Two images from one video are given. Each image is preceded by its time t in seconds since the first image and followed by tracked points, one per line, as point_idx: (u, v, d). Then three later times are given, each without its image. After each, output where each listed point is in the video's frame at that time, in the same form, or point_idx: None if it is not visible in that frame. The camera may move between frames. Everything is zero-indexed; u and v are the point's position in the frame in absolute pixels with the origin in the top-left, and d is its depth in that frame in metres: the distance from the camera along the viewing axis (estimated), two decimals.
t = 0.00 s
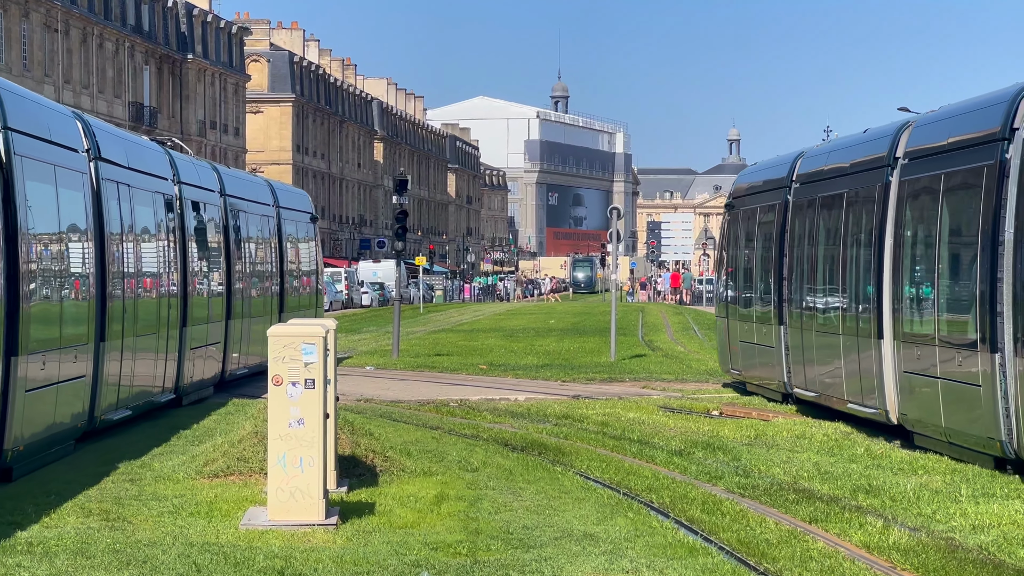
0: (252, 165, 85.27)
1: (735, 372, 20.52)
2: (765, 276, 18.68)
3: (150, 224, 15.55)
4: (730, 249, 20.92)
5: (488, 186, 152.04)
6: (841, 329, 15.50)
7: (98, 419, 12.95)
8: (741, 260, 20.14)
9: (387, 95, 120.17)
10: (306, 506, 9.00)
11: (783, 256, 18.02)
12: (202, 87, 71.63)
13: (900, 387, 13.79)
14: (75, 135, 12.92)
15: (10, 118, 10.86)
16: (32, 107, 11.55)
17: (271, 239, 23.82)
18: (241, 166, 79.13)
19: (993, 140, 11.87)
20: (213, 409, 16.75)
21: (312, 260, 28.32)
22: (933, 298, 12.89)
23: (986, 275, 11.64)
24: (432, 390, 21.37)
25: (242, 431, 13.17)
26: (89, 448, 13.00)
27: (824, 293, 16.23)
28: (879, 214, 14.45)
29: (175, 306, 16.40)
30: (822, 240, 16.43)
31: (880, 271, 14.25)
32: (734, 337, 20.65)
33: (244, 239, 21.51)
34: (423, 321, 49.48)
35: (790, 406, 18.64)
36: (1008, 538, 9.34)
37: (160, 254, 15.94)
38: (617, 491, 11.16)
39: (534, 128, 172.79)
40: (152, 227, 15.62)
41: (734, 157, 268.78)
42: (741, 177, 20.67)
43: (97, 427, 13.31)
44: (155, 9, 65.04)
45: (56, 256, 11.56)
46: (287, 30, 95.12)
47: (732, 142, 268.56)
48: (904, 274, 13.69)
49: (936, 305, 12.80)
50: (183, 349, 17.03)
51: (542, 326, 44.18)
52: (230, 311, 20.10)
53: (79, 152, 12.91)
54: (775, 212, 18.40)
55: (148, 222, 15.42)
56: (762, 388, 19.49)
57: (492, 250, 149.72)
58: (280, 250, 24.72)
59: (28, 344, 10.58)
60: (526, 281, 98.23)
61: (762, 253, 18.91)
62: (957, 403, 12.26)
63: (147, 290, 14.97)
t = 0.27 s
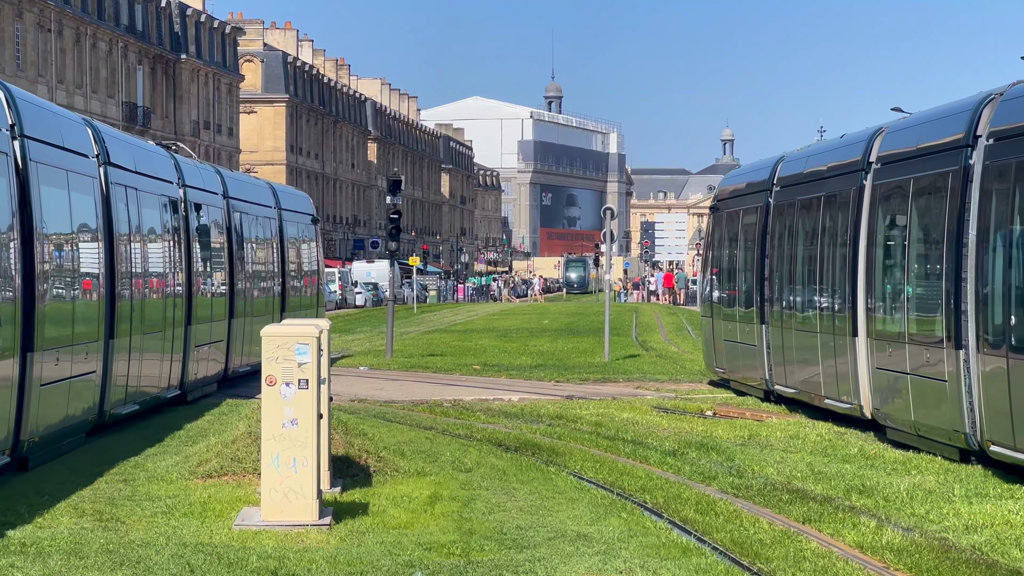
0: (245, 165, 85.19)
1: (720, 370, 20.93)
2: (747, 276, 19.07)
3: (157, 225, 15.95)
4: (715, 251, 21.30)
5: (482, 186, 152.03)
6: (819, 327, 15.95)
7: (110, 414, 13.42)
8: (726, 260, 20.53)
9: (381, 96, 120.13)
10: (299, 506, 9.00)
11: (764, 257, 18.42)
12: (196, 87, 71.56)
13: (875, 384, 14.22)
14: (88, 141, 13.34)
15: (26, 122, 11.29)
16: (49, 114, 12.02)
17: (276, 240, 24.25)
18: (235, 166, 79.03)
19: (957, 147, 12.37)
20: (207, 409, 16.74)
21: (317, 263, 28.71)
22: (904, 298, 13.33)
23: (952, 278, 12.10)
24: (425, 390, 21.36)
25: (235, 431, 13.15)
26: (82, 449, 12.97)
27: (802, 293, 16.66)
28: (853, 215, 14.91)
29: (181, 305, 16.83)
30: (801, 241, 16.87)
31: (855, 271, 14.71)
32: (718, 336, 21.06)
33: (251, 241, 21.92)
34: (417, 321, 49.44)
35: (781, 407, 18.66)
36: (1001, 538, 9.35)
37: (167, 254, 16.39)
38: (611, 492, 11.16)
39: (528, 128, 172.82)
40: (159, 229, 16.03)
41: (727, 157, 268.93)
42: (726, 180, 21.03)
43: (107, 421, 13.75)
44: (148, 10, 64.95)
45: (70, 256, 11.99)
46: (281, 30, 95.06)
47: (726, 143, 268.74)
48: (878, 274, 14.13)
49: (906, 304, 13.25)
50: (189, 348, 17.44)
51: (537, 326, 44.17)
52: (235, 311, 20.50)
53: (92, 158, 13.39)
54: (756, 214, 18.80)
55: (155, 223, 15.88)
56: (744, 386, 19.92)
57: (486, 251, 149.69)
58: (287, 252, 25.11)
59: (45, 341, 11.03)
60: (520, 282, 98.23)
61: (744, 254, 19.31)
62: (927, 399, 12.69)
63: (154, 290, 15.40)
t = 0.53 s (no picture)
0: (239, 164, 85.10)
1: (704, 366, 21.49)
2: (730, 274, 19.58)
3: (162, 226, 16.74)
4: (696, 249, 21.87)
5: (476, 185, 152.00)
6: (800, 324, 16.55)
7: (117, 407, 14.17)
8: (709, 258, 21.04)
9: (375, 95, 120.08)
10: (293, 505, 8.99)
11: (745, 256, 19.01)
12: (189, 86, 71.46)
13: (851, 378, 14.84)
14: (96, 146, 14.14)
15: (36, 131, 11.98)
16: (61, 124, 12.81)
17: (276, 241, 24.86)
18: (229, 165, 78.95)
19: (927, 152, 13.00)
20: (201, 408, 16.74)
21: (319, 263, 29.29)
22: (876, 296, 13.97)
23: (919, 277, 12.77)
24: (420, 390, 21.35)
25: (229, 430, 13.14)
26: (75, 448, 12.95)
27: (782, 292, 17.27)
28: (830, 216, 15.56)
29: (184, 303, 17.56)
30: (780, 241, 17.49)
31: (832, 269, 15.35)
32: (701, 332, 21.62)
33: (251, 241, 22.63)
34: (411, 320, 49.40)
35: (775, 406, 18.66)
36: (995, 537, 9.36)
37: (171, 254, 17.14)
38: (604, 490, 11.18)
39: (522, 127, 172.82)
40: (164, 229, 16.82)
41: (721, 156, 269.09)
42: (711, 182, 21.54)
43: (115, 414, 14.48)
44: (142, 8, 64.88)
45: (76, 258, 12.71)
46: (275, 29, 95.00)
47: (720, 142, 268.95)
48: (852, 273, 14.79)
49: (879, 301, 13.86)
50: (192, 345, 18.23)
51: (531, 325, 44.16)
52: (235, 309, 21.19)
53: (100, 161, 14.15)
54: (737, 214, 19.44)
55: (160, 224, 16.62)
56: (727, 380, 20.49)
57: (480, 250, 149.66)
58: (287, 252, 25.68)
59: (57, 338, 11.84)
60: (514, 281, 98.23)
61: (727, 252, 19.91)
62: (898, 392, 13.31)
63: (159, 288, 16.20)
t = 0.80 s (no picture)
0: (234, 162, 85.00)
1: (689, 361, 22.04)
2: (716, 272, 20.08)
3: (168, 226, 17.30)
4: (685, 246, 22.38)
5: (470, 183, 151.94)
6: (781, 320, 17.04)
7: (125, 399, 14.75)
8: (697, 255, 21.45)
9: (369, 93, 119.99)
10: (287, 503, 8.99)
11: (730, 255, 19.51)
12: (183, 84, 71.36)
13: (830, 372, 15.35)
14: (105, 149, 14.70)
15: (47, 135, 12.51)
16: (72, 129, 13.41)
17: (279, 242, 25.38)
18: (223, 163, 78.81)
19: (898, 154, 13.48)
20: (195, 406, 16.73)
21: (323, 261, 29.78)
22: (853, 293, 14.49)
23: (891, 275, 13.28)
24: (414, 388, 21.33)
25: (223, 428, 13.12)
26: (69, 445, 12.91)
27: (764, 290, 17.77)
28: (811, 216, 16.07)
29: (189, 300, 18.14)
30: (763, 240, 18.00)
31: (812, 267, 15.88)
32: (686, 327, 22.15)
33: (255, 241, 23.20)
34: (406, 318, 49.37)
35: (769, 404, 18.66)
36: (989, 535, 9.37)
37: (177, 252, 17.71)
38: (598, 488, 11.18)
39: (516, 125, 172.80)
40: (169, 229, 17.37)
41: (715, 155, 269.14)
42: (697, 182, 22.07)
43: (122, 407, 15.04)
44: (136, 6, 64.74)
45: (86, 256, 13.25)
46: (269, 27, 94.89)
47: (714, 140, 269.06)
48: (830, 271, 15.31)
49: (856, 299, 14.34)
50: (195, 342, 18.75)
51: (525, 323, 44.18)
52: (237, 307, 21.73)
53: (110, 164, 14.75)
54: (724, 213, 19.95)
55: (166, 224, 17.17)
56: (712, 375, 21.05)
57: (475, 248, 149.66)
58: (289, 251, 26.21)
59: (70, 333, 12.43)
60: (508, 280, 98.24)
61: (713, 251, 20.43)
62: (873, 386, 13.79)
63: (165, 286, 16.76)
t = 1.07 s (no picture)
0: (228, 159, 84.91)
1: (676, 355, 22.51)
2: (700, 269, 20.55)
3: (174, 224, 17.68)
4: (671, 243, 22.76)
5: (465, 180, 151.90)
6: (761, 315, 17.47)
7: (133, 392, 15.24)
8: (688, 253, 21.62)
9: (364, 90, 119.93)
10: (282, 500, 8.99)
11: (714, 252, 19.98)
12: (178, 81, 71.27)
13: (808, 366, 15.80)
14: (113, 150, 15.12)
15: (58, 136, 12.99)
16: (81, 130, 13.89)
17: (281, 240, 25.68)
18: (218, 160, 78.71)
19: (871, 155, 13.98)
20: (190, 403, 16.73)
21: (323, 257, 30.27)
22: (831, 290, 14.93)
23: (865, 272, 13.78)
24: (409, 385, 21.32)
25: (218, 425, 13.11)
26: (64, 442, 12.89)
27: (745, 287, 18.24)
28: (790, 214, 16.52)
29: (195, 297, 18.52)
30: (745, 237, 18.43)
31: (791, 264, 16.34)
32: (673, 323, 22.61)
33: (258, 238, 23.56)
34: (401, 315, 49.37)
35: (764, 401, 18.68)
36: (983, 532, 9.38)
37: (182, 249, 18.08)
38: (593, 486, 11.18)
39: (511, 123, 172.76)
40: (176, 227, 17.75)
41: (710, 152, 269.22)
42: (683, 181, 22.58)
43: (129, 399, 15.46)
44: (131, 3, 64.62)
45: (96, 251, 13.75)
46: (264, 24, 94.80)
47: (709, 138, 269.22)
48: (811, 268, 15.71)
49: (834, 296, 14.79)
50: (200, 337, 19.14)
51: (520, 320, 44.19)
52: (242, 303, 22.07)
53: (117, 164, 15.14)
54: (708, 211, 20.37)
55: (172, 222, 17.56)
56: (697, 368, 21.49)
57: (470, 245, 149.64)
58: (292, 247, 26.70)
59: (81, 328, 12.94)
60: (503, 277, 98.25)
61: (698, 247, 20.85)
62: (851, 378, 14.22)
63: (170, 283, 17.14)
